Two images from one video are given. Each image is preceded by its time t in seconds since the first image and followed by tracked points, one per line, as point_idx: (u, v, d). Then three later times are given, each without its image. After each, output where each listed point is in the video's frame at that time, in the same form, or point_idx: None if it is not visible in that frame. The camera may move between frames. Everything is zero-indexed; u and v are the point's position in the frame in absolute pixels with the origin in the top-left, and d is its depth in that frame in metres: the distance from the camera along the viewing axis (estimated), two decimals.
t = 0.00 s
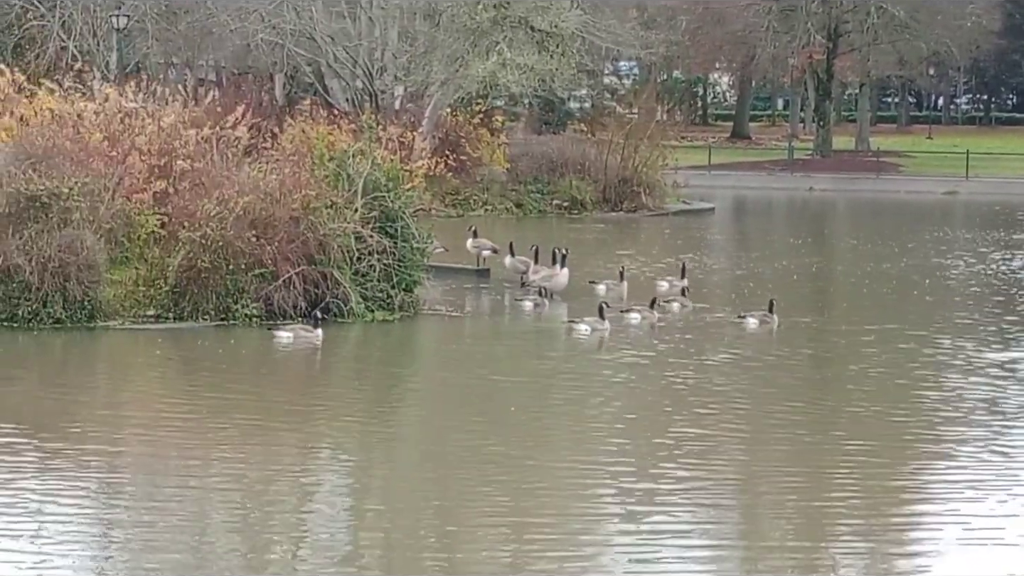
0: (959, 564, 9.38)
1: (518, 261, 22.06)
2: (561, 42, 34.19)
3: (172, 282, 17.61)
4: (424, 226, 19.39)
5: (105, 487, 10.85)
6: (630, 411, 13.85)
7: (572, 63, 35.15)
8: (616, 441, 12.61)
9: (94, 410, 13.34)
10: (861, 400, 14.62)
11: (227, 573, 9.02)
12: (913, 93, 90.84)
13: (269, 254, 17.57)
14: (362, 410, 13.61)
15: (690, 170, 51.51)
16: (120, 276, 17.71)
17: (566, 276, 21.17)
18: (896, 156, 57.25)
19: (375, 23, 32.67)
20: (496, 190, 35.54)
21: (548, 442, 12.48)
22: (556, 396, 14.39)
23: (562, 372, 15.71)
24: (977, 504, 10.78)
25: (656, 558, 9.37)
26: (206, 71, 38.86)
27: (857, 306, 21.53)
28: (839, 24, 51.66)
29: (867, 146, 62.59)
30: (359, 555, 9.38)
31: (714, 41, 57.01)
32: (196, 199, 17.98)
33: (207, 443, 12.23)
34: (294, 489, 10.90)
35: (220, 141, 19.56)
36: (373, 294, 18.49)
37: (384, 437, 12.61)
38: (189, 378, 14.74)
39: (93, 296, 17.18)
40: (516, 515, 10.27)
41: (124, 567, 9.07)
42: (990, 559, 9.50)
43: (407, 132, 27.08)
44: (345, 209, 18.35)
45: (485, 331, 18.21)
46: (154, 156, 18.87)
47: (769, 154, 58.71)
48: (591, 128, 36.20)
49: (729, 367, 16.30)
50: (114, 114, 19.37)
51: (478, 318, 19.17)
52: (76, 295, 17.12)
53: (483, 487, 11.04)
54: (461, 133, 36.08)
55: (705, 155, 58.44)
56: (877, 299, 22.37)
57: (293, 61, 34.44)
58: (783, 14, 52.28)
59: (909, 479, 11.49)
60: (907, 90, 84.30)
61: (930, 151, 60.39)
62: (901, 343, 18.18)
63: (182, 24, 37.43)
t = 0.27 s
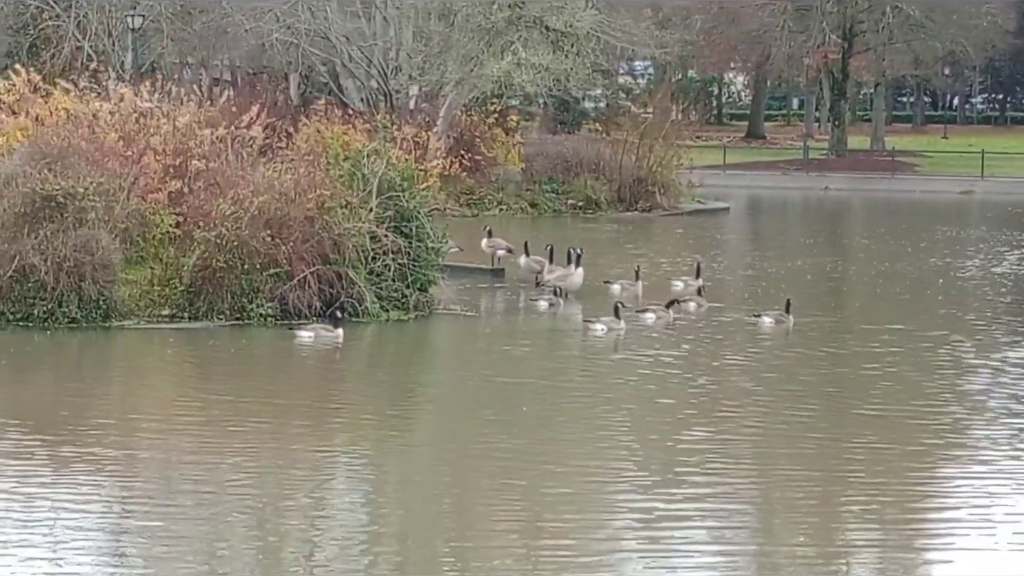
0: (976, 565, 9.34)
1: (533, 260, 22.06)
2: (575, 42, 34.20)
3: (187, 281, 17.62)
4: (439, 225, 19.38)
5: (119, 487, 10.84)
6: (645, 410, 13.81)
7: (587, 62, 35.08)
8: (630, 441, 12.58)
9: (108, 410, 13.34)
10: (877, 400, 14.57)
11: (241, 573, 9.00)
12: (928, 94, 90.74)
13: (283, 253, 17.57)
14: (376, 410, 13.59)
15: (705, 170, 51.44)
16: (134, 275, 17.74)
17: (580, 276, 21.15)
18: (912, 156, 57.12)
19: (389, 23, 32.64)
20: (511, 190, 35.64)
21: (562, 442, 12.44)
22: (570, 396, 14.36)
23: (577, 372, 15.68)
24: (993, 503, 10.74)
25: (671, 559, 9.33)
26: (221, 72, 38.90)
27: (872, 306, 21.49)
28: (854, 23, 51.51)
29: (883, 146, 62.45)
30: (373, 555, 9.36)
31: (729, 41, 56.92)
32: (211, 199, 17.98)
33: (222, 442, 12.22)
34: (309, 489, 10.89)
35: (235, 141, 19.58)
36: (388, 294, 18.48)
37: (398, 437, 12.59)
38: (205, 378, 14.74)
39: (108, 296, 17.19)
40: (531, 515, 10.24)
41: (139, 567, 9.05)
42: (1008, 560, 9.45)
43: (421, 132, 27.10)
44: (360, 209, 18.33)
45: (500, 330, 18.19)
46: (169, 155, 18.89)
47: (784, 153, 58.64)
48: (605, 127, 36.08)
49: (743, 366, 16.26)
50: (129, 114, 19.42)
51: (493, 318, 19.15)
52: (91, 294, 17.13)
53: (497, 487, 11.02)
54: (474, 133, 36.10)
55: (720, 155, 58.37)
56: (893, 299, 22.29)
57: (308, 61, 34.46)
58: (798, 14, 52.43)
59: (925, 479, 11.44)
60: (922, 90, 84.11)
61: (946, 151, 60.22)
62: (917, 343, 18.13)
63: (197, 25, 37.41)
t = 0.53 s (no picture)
0: (986, 563, 9.31)
1: (542, 260, 22.04)
2: (585, 41, 34.19)
3: (197, 281, 17.63)
4: (448, 225, 19.37)
5: (128, 487, 10.85)
6: (654, 410, 13.79)
7: (596, 62, 35.05)
8: (640, 440, 12.56)
9: (117, 410, 13.34)
10: (886, 399, 14.54)
11: (250, 573, 9.01)
12: (939, 93, 90.61)
13: (292, 253, 17.57)
14: (385, 409, 13.58)
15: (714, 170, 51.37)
16: (144, 275, 17.75)
17: (590, 275, 21.13)
18: (922, 155, 57.02)
19: (399, 23, 32.65)
20: (520, 190, 35.56)
21: (571, 442, 12.43)
22: (580, 396, 14.34)
23: (586, 372, 15.66)
24: (1004, 503, 10.70)
25: (679, 558, 9.32)
26: (231, 71, 38.93)
27: (882, 306, 21.47)
28: (864, 23, 51.37)
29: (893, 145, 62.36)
30: (382, 554, 9.36)
31: (739, 41, 56.92)
32: (220, 199, 17.98)
33: (231, 443, 12.22)
34: (318, 489, 10.88)
35: (244, 141, 19.59)
36: (397, 294, 18.47)
37: (407, 436, 12.58)
38: (214, 378, 14.74)
39: (117, 296, 17.20)
40: (540, 515, 10.23)
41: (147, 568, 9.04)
42: (1018, 559, 9.41)
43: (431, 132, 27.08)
44: (370, 209, 18.32)
45: (510, 330, 18.18)
46: (179, 155, 18.90)
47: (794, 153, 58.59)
48: (615, 127, 36.04)
49: (752, 366, 16.23)
50: (139, 114, 19.43)
51: (502, 317, 19.14)
52: (101, 294, 17.13)
53: (507, 486, 11.01)
54: (484, 134, 35.67)
55: (729, 155, 58.31)
56: (903, 299, 22.24)
57: (317, 61, 34.48)
58: (807, 14, 52.34)
59: (935, 478, 11.41)
60: (933, 89, 83.96)
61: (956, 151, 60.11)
62: (927, 342, 18.10)
63: (207, 25, 37.43)
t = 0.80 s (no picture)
0: (993, 564, 9.31)
1: (548, 261, 22.03)
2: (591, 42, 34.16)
3: (202, 281, 17.62)
4: (454, 226, 19.37)
5: (134, 487, 10.84)
6: (659, 411, 13.78)
7: (602, 63, 35.03)
8: (645, 441, 12.55)
9: (123, 410, 13.33)
10: (892, 400, 14.52)
11: (256, 572, 8.99)
12: (944, 94, 90.59)
13: (298, 254, 17.55)
14: (391, 410, 13.57)
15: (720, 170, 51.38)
16: (150, 276, 17.75)
17: (596, 276, 21.11)
18: (927, 156, 56.98)
19: (404, 23, 32.63)
20: (525, 190, 35.69)
21: (577, 443, 12.41)
22: (585, 397, 14.33)
23: (591, 372, 15.64)
24: (1011, 504, 10.68)
25: (686, 559, 9.29)
26: (237, 72, 38.93)
27: (887, 306, 21.49)
28: (869, 23, 51.32)
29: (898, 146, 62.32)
30: (388, 554, 9.34)
31: (744, 41, 56.83)
32: (226, 199, 17.97)
33: (237, 443, 12.20)
34: (325, 489, 10.87)
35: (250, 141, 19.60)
36: (403, 294, 18.45)
37: (412, 437, 12.56)
38: (221, 378, 14.75)
39: (123, 296, 17.19)
40: (546, 515, 10.21)
41: (154, 567, 9.03)
42: None
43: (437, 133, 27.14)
44: (375, 209, 18.31)
45: (516, 330, 18.18)
46: (185, 156, 18.90)
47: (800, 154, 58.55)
48: (621, 127, 35.97)
49: (757, 367, 16.21)
50: (144, 115, 19.43)
51: (508, 318, 19.13)
52: (107, 294, 17.12)
53: (512, 487, 10.99)
54: (491, 134, 36.08)
55: (735, 156, 58.30)
56: (908, 300, 22.23)
57: (323, 61, 34.48)
58: (813, 14, 52.27)
59: (941, 480, 11.39)
60: (938, 90, 83.94)
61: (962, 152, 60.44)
62: (933, 343, 18.10)
63: (213, 25, 37.43)
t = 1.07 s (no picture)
0: (994, 564, 9.29)
1: (548, 261, 22.02)
2: (590, 43, 34.13)
3: (202, 282, 17.60)
4: (453, 226, 19.35)
5: (133, 487, 10.82)
6: (659, 411, 13.77)
7: (602, 63, 35.04)
8: (645, 442, 12.54)
9: (122, 411, 13.31)
10: (892, 400, 14.52)
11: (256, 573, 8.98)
12: (944, 95, 90.67)
13: (297, 254, 17.52)
14: (391, 411, 13.56)
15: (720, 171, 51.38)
16: (149, 277, 17.74)
17: (596, 276, 21.09)
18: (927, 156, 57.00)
19: (404, 24, 32.62)
20: (525, 191, 35.52)
21: (576, 443, 12.40)
22: (585, 398, 14.31)
23: (591, 373, 15.64)
24: (1010, 505, 10.68)
25: (686, 559, 9.29)
26: (237, 72, 38.91)
27: (886, 307, 21.48)
28: (869, 24, 51.33)
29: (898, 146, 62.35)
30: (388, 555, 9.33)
31: (744, 41, 56.79)
32: (226, 199, 17.97)
33: (236, 444, 12.19)
34: (324, 489, 10.86)
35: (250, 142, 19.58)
36: (402, 295, 18.42)
37: (412, 438, 12.55)
38: (221, 379, 14.74)
39: (122, 297, 17.17)
40: (546, 516, 10.20)
41: (154, 568, 9.01)
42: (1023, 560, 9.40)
43: (437, 133, 27.15)
44: (374, 210, 18.28)
45: (515, 331, 18.18)
46: (184, 157, 18.89)
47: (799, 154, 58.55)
48: (621, 128, 35.97)
49: (757, 367, 16.21)
50: (144, 116, 19.42)
51: (508, 318, 19.13)
52: (106, 295, 17.10)
53: (512, 487, 10.98)
54: (490, 134, 36.03)
55: (734, 157, 58.29)
56: (908, 300, 22.23)
57: (323, 61, 34.48)
58: (812, 15, 52.25)
59: (941, 480, 11.39)
60: (937, 90, 83.99)
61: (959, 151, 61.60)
62: (932, 343, 18.11)
63: (213, 25, 37.42)
